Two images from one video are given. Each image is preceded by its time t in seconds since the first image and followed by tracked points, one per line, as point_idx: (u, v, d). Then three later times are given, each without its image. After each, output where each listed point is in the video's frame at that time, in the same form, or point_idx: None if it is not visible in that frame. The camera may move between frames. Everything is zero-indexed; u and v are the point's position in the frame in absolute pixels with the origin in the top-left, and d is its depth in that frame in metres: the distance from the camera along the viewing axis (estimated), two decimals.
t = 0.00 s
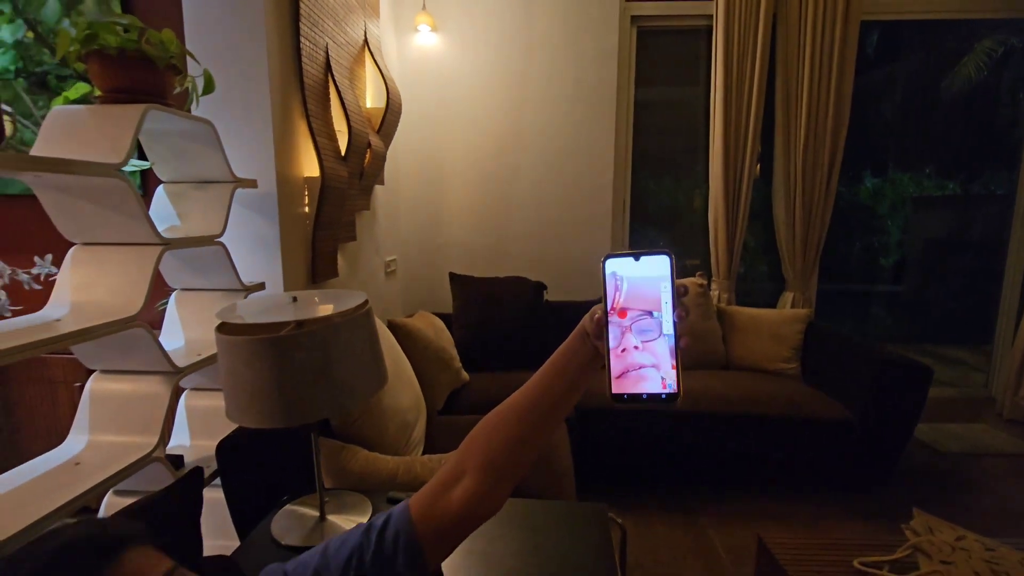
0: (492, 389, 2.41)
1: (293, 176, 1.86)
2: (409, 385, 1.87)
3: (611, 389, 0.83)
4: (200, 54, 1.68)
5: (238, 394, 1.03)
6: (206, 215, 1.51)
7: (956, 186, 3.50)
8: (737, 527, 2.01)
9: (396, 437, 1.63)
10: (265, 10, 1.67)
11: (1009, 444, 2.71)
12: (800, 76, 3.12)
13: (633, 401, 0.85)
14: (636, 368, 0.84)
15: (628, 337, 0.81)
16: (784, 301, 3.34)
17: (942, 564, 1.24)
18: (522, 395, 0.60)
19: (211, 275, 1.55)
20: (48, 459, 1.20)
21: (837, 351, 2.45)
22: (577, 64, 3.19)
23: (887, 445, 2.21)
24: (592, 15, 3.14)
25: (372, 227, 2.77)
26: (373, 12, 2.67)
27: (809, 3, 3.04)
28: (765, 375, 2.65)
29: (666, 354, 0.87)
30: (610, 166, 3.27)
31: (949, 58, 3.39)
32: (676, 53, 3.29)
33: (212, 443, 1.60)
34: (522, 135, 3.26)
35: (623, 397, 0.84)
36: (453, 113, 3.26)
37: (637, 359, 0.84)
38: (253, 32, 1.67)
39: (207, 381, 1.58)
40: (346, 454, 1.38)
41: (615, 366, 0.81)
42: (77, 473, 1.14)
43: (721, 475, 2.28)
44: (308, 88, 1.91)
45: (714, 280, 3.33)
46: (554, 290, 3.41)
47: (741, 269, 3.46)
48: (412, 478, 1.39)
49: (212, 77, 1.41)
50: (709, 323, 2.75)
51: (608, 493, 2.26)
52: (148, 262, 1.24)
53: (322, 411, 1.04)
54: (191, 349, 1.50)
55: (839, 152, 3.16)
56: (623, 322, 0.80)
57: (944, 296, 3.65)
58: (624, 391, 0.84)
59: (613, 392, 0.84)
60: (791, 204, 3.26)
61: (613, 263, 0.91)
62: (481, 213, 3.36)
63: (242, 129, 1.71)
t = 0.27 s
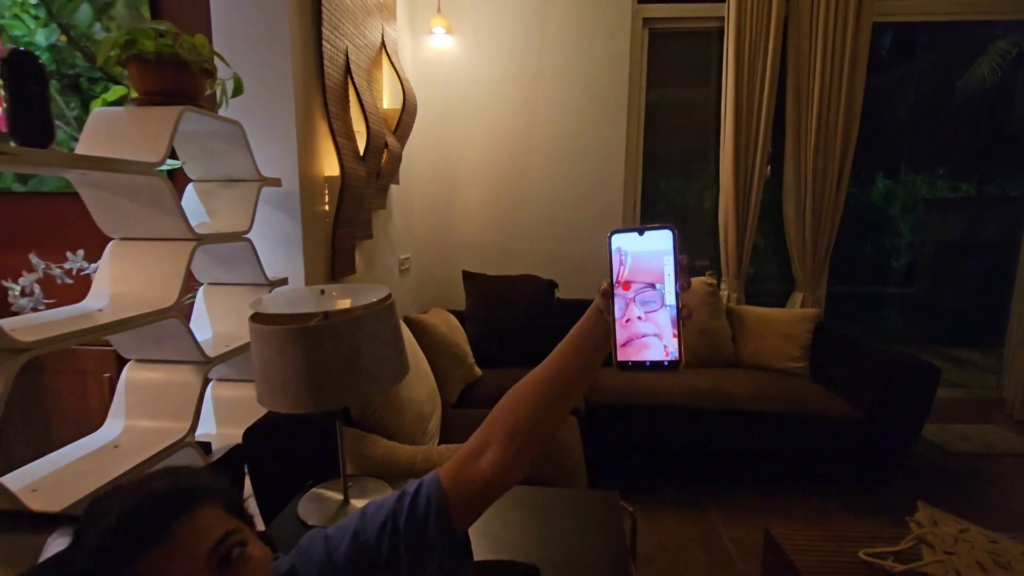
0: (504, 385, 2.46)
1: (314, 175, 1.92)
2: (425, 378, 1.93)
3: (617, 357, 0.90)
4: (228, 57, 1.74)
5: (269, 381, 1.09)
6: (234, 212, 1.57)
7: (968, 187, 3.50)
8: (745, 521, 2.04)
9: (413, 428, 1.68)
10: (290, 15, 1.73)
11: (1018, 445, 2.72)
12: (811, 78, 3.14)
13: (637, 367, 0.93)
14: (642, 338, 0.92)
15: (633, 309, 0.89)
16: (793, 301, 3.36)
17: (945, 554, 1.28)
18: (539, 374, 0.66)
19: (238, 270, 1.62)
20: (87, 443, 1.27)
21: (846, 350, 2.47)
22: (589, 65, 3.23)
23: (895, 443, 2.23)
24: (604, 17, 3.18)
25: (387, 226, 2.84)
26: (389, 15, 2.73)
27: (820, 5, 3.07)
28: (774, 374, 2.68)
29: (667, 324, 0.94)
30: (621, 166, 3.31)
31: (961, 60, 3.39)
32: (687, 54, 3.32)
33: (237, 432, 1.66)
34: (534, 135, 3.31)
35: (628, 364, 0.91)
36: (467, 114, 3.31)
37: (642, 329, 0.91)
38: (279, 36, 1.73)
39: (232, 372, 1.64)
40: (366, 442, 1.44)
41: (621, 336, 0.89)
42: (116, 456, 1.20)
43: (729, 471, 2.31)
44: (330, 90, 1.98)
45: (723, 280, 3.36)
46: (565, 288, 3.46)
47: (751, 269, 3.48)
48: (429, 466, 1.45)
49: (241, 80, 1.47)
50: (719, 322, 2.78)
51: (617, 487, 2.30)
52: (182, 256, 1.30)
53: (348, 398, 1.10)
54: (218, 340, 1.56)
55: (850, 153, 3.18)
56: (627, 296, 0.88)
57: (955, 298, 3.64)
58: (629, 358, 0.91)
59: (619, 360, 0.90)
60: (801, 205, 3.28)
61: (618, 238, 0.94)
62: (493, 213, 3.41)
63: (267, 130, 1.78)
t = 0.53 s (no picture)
0: (518, 380, 2.51)
1: (337, 174, 1.99)
2: (443, 371, 1.99)
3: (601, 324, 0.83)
4: (257, 62, 1.82)
5: (302, 368, 1.16)
6: (263, 209, 1.65)
7: (982, 188, 3.49)
8: (755, 515, 2.08)
9: (432, 418, 1.75)
10: (316, 21, 1.80)
11: None
12: (824, 78, 3.16)
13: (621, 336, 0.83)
14: (633, 306, 0.85)
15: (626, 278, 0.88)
16: (805, 300, 3.38)
17: (951, 543, 1.32)
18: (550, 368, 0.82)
19: (266, 265, 1.69)
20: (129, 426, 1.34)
21: (857, 348, 2.50)
22: (603, 67, 3.28)
23: (905, 440, 2.26)
24: (618, 19, 3.22)
25: (404, 224, 2.91)
26: (408, 18, 2.80)
27: (834, 6, 3.08)
28: (785, 371, 2.71)
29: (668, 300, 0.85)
30: (634, 166, 3.35)
31: (976, 60, 3.39)
32: (700, 55, 3.36)
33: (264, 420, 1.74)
34: (548, 136, 3.37)
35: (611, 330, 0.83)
36: (482, 114, 3.37)
37: (635, 298, 0.85)
38: (305, 40, 1.80)
39: (260, 363, 1.72)
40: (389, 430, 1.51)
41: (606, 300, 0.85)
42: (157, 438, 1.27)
43: (740, 466, 2.35)
44: (353, 92, 2.05)
45: (735, 279, 3.38)
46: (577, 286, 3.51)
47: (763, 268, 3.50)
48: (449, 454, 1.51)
49: (271, 84, 1.54)
50: (731, 320, 2.81)
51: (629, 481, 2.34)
52: (217, 251, 1.37)
53: (376, 385, 1.16)
54: (248, 332, 1.63)
55: (863, 153, 3.19)
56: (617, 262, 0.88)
57: (969, 298, 3.64)
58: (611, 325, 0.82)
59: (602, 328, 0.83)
60: (813, 205, 3.30)
61: (622, 214, 0.96)
62: (507, 212, 3.47)
63: (294, 130, 1.85)
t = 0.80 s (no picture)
0: (533, 372, 2.57)
1: (360, 172, 2.07)
2: (461, 362, 2.05)
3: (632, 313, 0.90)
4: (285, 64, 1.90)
5: (333, 354, 1.23)
6: (291, 205, 1.72)
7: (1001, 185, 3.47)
8: (767, 506, 2.12)
9: (451, 407, 1.81)
10: (341, 23, 1.87)
11: None
12: (839, 75, 3.17)
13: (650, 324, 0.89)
14: (660, 295, 0.89)
15: (656, 270, 0.93)
16: (819, 296, 3.38)
17: (959, 530, 1.37)
18: (596, 365, 0.84)
19: (294, 259, 1.77)
20: (167, 409, 1.42)
21: (871, 344, 2.51)
22: (618, 66, 3.32)
23: (917, 434, 2.27)
24: (633, 18, 3.26)
25: (422, 221, 2.97)
26: (426, 19, 2.86)
27: (850, 3, 3.09)
28: (798, 367, 2.73)
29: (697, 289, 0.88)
30: (648, 164, 3.38)
31: (996, 56, 3.36)
32: (715, 53, 3.37)
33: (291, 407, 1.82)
34: (563, 134, 3.41)
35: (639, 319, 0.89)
36: (498, 113, 3.43)
37: (662, 288, 0.90)
38: (331, 42, 1.87)
39: (288, 352, 1.80)
40: (410, 416, 1.58)
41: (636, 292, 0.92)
42: (194, 420, 1.34)
43: (752, 458, 2.38)
44: (375, 92, 2.12)
45: (749, 276, 3.40)
46: (591, 282, 3.55)
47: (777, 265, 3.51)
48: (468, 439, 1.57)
49: (300, 85, 1.62)
50: (744, 315, 2.83)
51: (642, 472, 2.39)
52: (250, 244, 1.45)
53: (402, 370, 1.22)
54: (277, 322, 1.71)
55: (879, 150, 3.19)
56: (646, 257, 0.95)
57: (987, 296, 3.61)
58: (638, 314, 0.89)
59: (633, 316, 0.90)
60: (828, 202, 3.30)
61: (656, 209, 1.00)
62: (523, 209, 3.52)
63: (320, 130, 1.93)
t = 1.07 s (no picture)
0: (549, 365, 2.61)
1: (383, 168, 2.13)
2: (479, 353, 2.11)
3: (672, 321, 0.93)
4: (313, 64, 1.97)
5: (359, 340, 1.29)
6: (318, 199, 1.79)
7: None
8: (780, 499, 2.14)
9: (470, 395, 1.86)
10: (365, 24, 1.94)
11: None
12: (860, 71, 3.15)
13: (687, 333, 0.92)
14: (700, 307, 0.91)
15: (698, 282, 0.94)
16: (838, 293, 3.37)
17: (970, 520, 1.38)
18: (629, 374, 0.90)
19: (319, 251, 1.84)
20: (203, 392, 1.49)
21: (888, 340, 2.51)
22: (636, 62, 3.34)
23: (934, 430, 2.27)
24: (651, 15, 3.28)
25: (441, 216, 3.03)
26: (447, 18, 2.92)
27: None
28: (814, 363, 2.73)
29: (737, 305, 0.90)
30: (665, 160, 3.40)
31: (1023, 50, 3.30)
32: (733, 49, 3.37)
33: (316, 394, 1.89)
34: (581, 131, 3.45)
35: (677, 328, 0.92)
36: (516, 110, 3.47)
37: (703, 300, 0.92)
38: (356, 43, 1.94)
39: (314, 341, 1.87)
40: (430, 404, 1.64)
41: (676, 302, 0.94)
42: (228, 402, 1.42)
43: (766, 451, 2.40)
44: (398, 90, 2.18)
45: (766, 272, 3.40)
46: (608, 278, 3.59)
47: (794, 262, 3.50)
48: (486, 426, 1.63)
49: (327, 84, 1.69)
50: (761, 311, 2.84)
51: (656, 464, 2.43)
52: (281, 236, 1.52)
53: (424, 356, 1.28)
54: (304, 312, 1.78)
55: (900, 146, 3.16)
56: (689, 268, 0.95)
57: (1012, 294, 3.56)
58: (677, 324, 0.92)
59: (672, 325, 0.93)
60: (848, 198, 3.29)
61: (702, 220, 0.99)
62: (540, 205, 3.57)
63: (345, 127, 1.99)
